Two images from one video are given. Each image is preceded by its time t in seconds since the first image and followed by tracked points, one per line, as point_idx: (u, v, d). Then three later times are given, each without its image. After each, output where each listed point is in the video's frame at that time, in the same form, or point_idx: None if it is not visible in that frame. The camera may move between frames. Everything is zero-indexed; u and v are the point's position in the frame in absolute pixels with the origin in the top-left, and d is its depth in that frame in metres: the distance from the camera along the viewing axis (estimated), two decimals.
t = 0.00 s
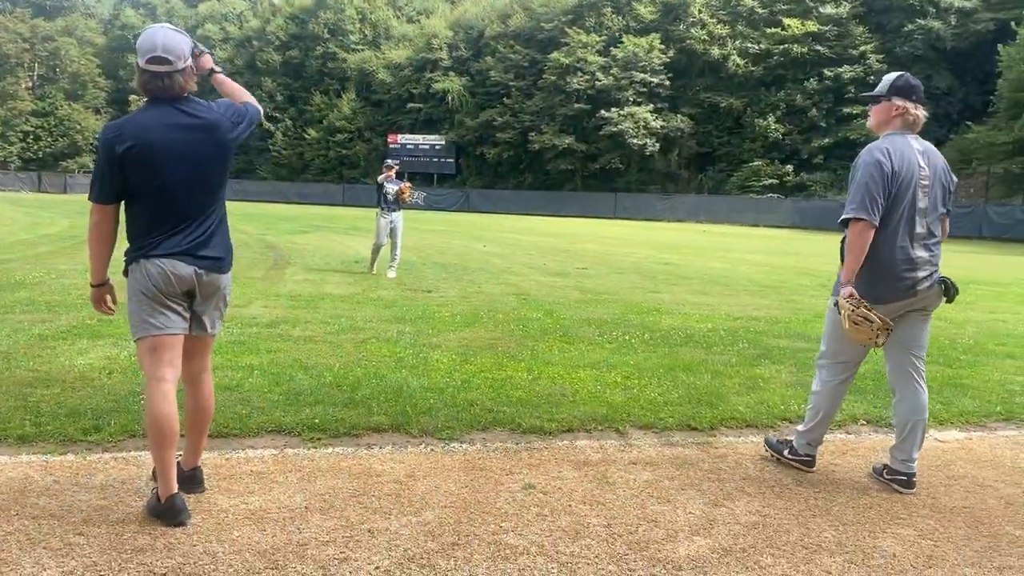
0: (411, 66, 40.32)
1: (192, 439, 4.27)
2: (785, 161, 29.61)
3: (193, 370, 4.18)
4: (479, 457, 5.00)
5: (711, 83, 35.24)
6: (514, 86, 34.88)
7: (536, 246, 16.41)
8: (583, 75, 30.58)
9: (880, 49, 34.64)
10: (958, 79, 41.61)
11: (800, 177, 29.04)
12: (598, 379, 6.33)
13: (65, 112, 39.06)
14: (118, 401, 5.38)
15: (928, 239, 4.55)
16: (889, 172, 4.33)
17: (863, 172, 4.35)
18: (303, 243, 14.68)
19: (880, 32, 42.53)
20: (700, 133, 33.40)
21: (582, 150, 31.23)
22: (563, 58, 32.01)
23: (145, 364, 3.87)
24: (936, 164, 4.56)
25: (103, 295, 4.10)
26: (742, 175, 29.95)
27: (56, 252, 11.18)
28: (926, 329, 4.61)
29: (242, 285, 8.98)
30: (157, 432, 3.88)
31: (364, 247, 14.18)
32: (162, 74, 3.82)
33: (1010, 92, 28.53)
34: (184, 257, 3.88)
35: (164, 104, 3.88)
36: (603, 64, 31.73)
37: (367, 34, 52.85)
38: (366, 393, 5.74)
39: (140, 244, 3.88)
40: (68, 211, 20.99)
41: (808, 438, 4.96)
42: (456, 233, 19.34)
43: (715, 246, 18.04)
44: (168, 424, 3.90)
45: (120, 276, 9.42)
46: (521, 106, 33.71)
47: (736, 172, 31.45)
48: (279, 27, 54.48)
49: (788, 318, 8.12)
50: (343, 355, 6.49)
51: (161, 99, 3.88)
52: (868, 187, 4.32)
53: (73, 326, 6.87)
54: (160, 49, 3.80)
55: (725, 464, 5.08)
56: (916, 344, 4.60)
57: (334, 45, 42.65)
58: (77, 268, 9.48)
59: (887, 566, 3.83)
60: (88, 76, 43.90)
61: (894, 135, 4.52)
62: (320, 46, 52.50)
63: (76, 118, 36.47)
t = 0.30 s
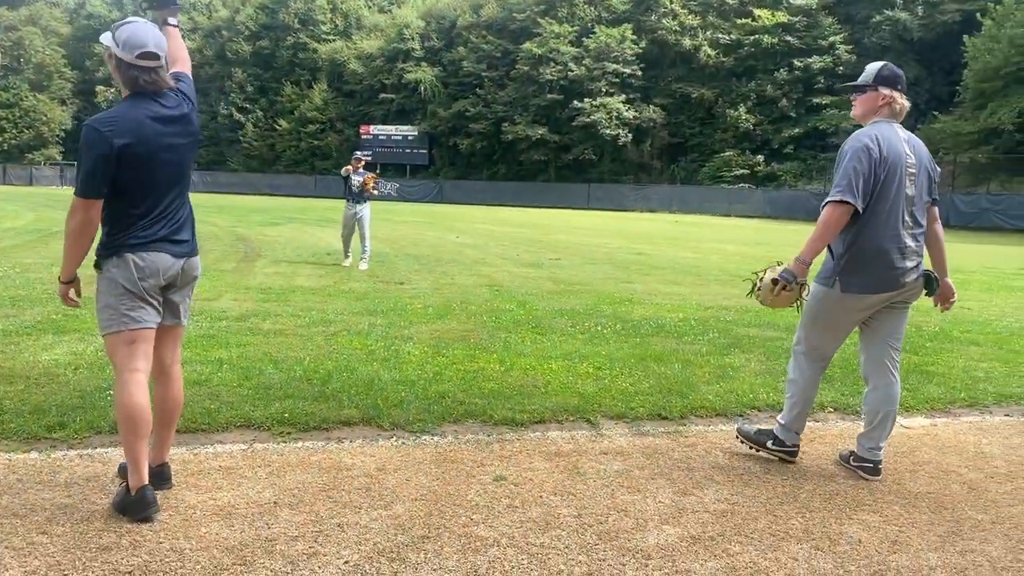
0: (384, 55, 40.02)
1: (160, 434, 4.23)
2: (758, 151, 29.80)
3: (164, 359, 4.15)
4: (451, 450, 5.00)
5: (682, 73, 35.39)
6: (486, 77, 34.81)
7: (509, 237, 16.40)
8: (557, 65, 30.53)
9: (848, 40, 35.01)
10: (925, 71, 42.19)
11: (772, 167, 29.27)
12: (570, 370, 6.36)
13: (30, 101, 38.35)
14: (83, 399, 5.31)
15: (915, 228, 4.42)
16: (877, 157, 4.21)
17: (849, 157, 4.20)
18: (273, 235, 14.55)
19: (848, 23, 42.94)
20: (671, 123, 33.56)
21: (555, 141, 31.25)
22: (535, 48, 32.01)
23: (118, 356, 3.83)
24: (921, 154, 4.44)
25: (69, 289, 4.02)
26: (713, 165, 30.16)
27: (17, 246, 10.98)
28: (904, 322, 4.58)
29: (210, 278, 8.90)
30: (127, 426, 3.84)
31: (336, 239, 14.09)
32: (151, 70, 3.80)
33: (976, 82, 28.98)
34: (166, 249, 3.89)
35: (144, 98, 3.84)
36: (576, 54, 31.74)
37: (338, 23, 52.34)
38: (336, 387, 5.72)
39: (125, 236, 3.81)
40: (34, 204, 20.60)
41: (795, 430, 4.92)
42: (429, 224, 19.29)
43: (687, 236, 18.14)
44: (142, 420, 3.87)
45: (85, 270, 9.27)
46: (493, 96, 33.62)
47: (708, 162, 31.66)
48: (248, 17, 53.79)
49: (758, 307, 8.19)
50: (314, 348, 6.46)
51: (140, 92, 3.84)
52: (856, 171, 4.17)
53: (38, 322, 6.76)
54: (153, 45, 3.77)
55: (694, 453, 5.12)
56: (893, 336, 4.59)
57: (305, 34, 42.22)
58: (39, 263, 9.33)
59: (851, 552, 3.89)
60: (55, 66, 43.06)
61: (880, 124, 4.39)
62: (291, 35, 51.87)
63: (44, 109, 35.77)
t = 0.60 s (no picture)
0: (360, 48, 39.77)
1: (129, 435, 4.18)
2: (733, 144, 29.96)
3: (131, 358, 4.09)
4: (425, 447, 4.99)
5: (658, 66, 35.45)
6: (462, 70, 34.72)
7: (486, 231, 16.38)
8: (532, 58, 30.52)
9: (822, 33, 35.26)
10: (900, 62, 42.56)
11: (746, 159, 29.43)
12: (545, 365, 6.37)
13: (0, 96, 37.76)
14: (51, 401, 5.25)
15: (886, 224, 4.42)
16: (851, 151, 4.20)
17: (823, 152, 4.18)
18: (247, 231, 14.43)
19: (823, 15, 43.22)
20: (647, 117, 33.65)
21: (532, 134, 31.25)
22: (511, 41, 31.95)
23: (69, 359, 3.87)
24: (892, 148, 4.44)
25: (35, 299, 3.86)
26: (689, 158, 30.31)
27: None
28: (874, 317, 4.61)
29: (182, 275, 8.80)
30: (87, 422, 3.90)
31: (311, 234, 13.98)
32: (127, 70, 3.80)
33: (951, 73, 29.29)
34: (139, 251, 3.87)
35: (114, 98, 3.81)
36: (553, 47, 31.74)
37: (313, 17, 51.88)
38: (310, 384, 5.70)
39: (104, 238, 3.76)
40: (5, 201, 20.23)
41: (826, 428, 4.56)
42: (405, 219, 19.23)
43: (664, 230, 18.19)
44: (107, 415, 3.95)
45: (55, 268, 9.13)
46: (469, 90, 33.53)
47: (684, 155, 31.79)
48: (222, 10, 53.20)
49: (732, 300, 8.25)
50: (288, 346, 6.43)
51: (109, 92, 3.81)
52: (829, 165, 4.15)
53: (4, 322, 6.67)
54: (126, 45, 3.77)
55: (668, 447, 5.14)
56: (862, 331, 4.61)
57: (279, 28, 41.89)
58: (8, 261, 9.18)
59: (823, 544, 3.92)
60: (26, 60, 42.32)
61: (854, 118, 4.37)
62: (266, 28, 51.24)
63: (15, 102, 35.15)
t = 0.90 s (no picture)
0: (342, 45, 39.58)
1: (104, 436, 4.15)
2: (716, 139, 30.05)
3: (104, 358, 4.06)
4: (406, 447, 4.98)
5: (640, 63, 35.52)
6: (443, 67, 34.64)
7: (469, 228, 16.36)
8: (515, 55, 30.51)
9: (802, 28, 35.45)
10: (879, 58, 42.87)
11: (730, 154, 29.52)
12: (527, 362, 6.38)
13: None
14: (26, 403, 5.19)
15: (854, 222, 4.46)
16: (827, 151, 4.18)
17: (800, 152, 4.15)
18: (227, 230, 14.32)
19: (803, 11, 43.42)
20: (628, 113, 33.70)
21: (515, 131, 31.23)
22: (494, 37, 31.92)
23: (38, 364, 3.77)
24: (862, 145, 4.46)
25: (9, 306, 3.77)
26: (670, 154, 30.42)
27: None
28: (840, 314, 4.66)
29: (160, 276, 8.72)
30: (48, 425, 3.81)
31: (292, 233, 13.89)
32: (99, 71, 3.75)
33: (930, 69, 29.54)
34: (116, 251, 3.82)
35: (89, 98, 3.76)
36: (535, 43, 31.76)
37: (294, 13, 51.51)
38: (290, 384, 5.68)
39: (84, 239, 3.71)
40: None
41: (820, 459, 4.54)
42: (387, 217, 19.15)
43: (647, 227, 18.24)
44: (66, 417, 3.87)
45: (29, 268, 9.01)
46: (451, 86, 33.43)
47: (666, 151, 31.89)
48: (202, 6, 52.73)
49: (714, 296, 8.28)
50: (269, 345, 6.40)
51: (82, 92, 3.76)
52: (806, 166, 4.13)
53: None
54: (100, 45, 3.73)
55: (650, 444, 5.16)
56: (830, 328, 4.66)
57: (259, 24, 41.56)
58: None
59: (802, 539, 3.95)
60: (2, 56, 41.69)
61: (828, 114, 4.35)
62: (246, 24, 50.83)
63: None
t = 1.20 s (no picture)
0: (329, 45, 39.47)
1: (87, 437, 4.12)
2: (704, 139, 30.15)
3: (84, 362, 4.03)
4: (395, 447, 4.97)
5: (628, 62, 35.59)
6: (431, 67, 34.57)
7: (458, 228, 16.35)
8: (503, 55, 30.53)
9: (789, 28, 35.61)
10: (866, 58, 43.12)
11: (718, 154, 29.63)
12: (516, 362, 6.37)
13: None
14: (13, 406, 5.15)
15: (833, 219, 4.49)
16: (812, 147, 4.18)
17: (788, 150, 4.12)
18: (215, 230, 14.23)
19: (789, 10, 43.60)
20: (616, 113, 33.77)
21: (503, 131, 31.23)
22: (482, 37, 31.93)
23: (34, 367, 3.71)
24: (838, 141, 4.49)
25: None
26: (658, 154, 30.51)
27: None
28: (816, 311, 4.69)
29: (147, 277, 8.65)
30: (41, 436, 3.75)
31: (280, 233, 13.82)
32: (84, 63, 3.73)
33: (915, 69, 29.76)
34: (95, 248, 3.81)
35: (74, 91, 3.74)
36: (523, 43, 31.77)
37: (281, 13, 51.29)
38: (278, 385, 5.65)
39: (63, 237, 3.68)
40: None
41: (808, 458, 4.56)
42: (376, 217, 19.08)
43: (636, 226, 18.26)
44: (60, 429, 3.81)
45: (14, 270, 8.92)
46: (439, 86, 33.38)
47: (654, 151, 31.96)
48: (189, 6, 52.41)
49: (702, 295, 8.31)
50: (257, 346, 6.37)
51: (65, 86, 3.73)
52: (796, 162, 4.11)
53: None
54: (85, 36, 3.71)
55: (639, 443, 5.16)
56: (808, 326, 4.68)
57: (246, 24, 41.36)
58: None
59: (791, 536, 3.96)
60: None
61: (801, 111, 4.36)
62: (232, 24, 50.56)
63: None
